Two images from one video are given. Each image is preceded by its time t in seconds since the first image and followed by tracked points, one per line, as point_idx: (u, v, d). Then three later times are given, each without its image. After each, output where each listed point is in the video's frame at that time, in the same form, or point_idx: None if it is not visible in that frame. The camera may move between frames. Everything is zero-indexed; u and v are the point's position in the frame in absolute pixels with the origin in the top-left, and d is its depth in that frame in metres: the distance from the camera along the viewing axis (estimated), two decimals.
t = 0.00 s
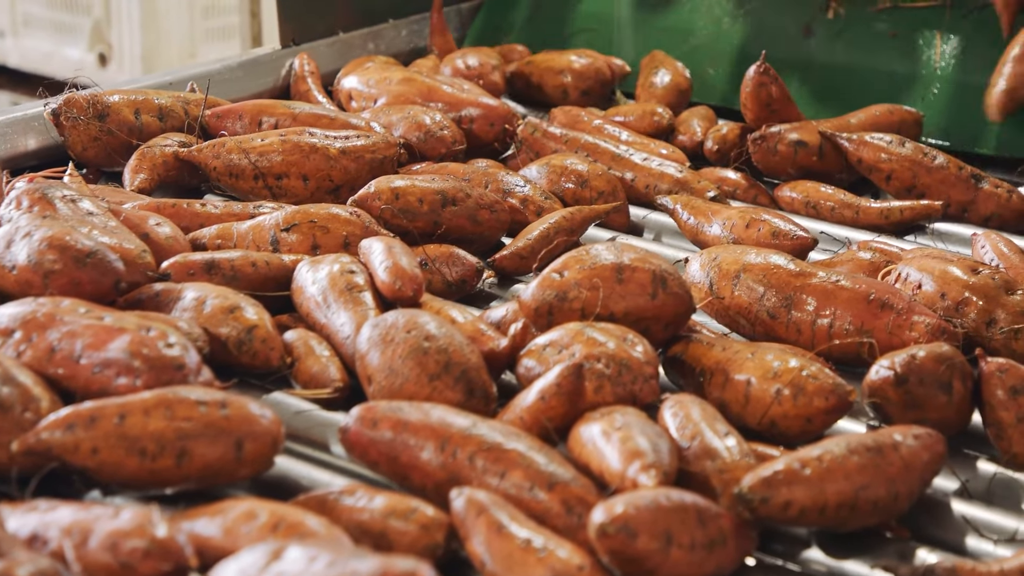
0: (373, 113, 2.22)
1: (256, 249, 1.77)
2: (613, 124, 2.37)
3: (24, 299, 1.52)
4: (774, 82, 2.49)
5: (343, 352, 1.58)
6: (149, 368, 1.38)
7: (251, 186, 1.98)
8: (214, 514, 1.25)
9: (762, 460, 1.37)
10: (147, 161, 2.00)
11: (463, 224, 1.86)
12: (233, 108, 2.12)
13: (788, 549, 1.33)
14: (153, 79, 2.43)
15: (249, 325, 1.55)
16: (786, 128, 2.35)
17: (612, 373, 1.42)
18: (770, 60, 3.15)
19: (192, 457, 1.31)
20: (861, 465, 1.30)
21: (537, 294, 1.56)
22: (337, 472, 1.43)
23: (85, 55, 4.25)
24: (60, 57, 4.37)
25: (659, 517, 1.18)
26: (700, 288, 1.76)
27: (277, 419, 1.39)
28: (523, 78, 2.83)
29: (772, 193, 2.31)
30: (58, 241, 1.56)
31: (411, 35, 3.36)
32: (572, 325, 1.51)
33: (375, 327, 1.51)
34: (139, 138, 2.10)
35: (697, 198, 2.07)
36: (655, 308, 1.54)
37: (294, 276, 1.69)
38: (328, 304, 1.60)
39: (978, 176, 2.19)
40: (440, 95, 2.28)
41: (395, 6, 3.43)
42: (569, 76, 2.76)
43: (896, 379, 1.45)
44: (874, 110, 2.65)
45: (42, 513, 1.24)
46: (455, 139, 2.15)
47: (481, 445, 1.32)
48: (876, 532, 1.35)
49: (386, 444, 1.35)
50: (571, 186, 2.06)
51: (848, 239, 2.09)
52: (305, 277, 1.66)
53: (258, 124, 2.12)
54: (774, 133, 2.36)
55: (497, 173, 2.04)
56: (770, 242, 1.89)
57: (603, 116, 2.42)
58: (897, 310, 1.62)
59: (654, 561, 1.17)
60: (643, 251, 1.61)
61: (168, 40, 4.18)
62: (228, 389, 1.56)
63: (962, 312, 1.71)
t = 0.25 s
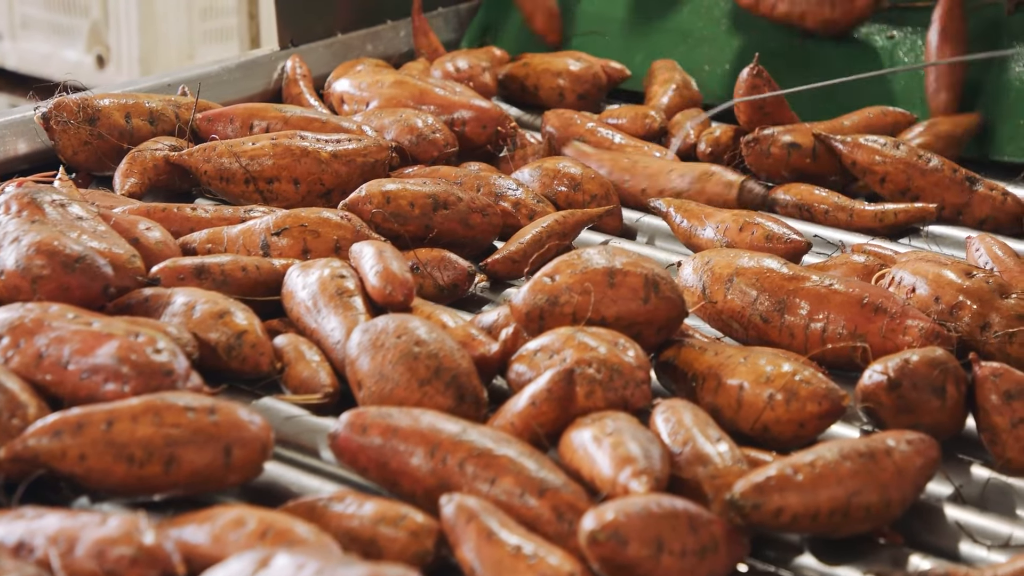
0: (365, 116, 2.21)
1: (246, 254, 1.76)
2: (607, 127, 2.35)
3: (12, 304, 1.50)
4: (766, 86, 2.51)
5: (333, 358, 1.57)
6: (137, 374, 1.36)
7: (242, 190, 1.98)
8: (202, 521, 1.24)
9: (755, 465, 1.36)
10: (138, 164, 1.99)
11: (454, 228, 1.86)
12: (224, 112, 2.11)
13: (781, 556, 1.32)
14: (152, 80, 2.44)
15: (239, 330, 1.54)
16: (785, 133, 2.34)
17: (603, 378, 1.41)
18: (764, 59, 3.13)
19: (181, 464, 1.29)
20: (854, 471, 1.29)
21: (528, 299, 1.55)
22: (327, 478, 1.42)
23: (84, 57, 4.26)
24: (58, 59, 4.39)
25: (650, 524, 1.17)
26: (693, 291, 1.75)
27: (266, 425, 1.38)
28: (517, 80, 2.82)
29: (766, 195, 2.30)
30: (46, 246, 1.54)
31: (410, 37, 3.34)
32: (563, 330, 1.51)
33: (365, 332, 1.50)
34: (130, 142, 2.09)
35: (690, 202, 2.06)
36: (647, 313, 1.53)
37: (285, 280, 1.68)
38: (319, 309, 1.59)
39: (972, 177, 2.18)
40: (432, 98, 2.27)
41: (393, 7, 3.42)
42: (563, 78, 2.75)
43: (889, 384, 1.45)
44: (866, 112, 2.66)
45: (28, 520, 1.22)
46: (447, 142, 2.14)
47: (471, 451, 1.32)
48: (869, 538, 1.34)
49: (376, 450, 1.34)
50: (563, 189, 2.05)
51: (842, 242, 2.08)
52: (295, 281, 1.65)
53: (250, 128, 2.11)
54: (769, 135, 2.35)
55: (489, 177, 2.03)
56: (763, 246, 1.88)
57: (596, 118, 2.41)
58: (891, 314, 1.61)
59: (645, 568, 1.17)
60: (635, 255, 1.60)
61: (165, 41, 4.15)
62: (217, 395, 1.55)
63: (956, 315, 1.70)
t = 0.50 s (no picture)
0: (361, 117, 2.21)
1: (241, 256, 1.75)
2: (604, 129, 2.34)
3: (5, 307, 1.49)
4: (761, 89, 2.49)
5: (328, 361, 1.56)
6: (130, 378, 1.35)
7: (238, 192, 1.97)
8: (194, 526, 1.23)
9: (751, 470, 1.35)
10: (133, 166, 1.99)
11: (450, 230, 1.85)
12: (219, 114, 2.11)
13: (777, 561, 1.31)
14: (153, 80, 2.44)
15: (233, 334, 1.54)
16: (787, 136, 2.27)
17: (599, 381, 1.40)
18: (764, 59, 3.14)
19: (173, 468, 1.28)
20: (850, 476, 1.28)
21: (523, 302, 1.54)
22: (321, 483, 1.41)
23: (85, 57, 4.24)
24: (59, 59, 4.36)
25: (645, 529, 1.16)
26: (690, 294, 1.74)
27: (259, 429, 1.37)
28: (515, 81, 2.81)
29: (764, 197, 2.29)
30: (39, 249, 1.53)
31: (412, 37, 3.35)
32: (558, 334, 1.50)
33: (360, 335, 1.49)
34: (125, 143, 2.09)
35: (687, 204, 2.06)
36: (643, 317, 1.53)
37: (280, 283, 1.67)
38: (313, 312, 1.58)
39: (972, 179, 2.15)
40: (429, 99, 2.27)
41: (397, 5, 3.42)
42: (561, 80, 2.74)
43: (886, 388, 1.44)
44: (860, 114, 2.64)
45: (19, 525, 1.21)
46: (444, 144, 2.14)
47: (466, 456, 1.31)
48: (866, 543, 1.33)
49: (369, 454, 1.33)
50: (560, 191, 2.05)
51: (840, 245, 2.07)
52: (290, 284, 1.65)
53: (245, 130, 2.10)
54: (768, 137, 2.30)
55: (486, 179, 2.02)
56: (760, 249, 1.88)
57: (593, 120, 2.39)
58: (889, 317, 1.60)
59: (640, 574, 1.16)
60: (631, 258, 1.59)
61: (167, 42, 4.16)
62: (211, 398, 1.54)
63: (954, 318, 1.69)
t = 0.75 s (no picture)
0: (358, 118, 2.20)
1: (236, 258, 1.74)
2: (602, 130, 2.32)
3: None
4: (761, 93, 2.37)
5: (323, 364, 1.55)
6: (123, 381, 1.34)
7: (234, 194, 1.96)
8: (187, 531, 1.22)
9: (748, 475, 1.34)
10: (129, 167, 1.98)
11: (447, 232, 1.85)
12: (216, 115, 2.10)
13: (775, 566, 1.31)
14: (155, 80, 2.44)
15: (227, 336, 1.53)
16: (791, 136, 2.22)
17: (595, 385, 1.39)
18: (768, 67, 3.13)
19: (166, 472, 1.28)
20: (847, 481, 1.27)
21: (519, 305, 1.53)
22: (316, 486, 1.40)
23: (87, 56, 4.23)
24: (60, 58, 4.36)
25: (640, 535, 1.15)
26: (687, 297, 1.73)
27: (253, 433, 1.36)
28: (514, 82, 2.80)
29: (762, 199, 2.27)
30: (34, 251, 1.53)
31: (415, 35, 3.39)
32: (554, 337, 1.49)
33: (355, 338, 1.48)
34: (121, 145, 2.08)
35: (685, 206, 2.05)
36: (640, 320, 1.52)
37: (275, 285, 1.66)
38: (309, 315, 1.58)
39: (973, 182, 2.13)
40: (426, 101, 2.26)
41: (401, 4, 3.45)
42: (560, 81, 2.73)
43: (884, 393, 1.43)
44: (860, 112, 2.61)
45: (11, 530, 1.20)
46: (441, 145, 2.13)
47: (461, 460, 1.30)
48: (863, 548, 1.33)
49: (364, 459, 1.32)
50: (558, 193, 2.04)
51: (838, 247, 2.06)
52: (285, 286, 1.64)
53: (242, 131, 2.09)
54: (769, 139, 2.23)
55: (483, 181, 2.01)
56: (759, 251, 1.87)
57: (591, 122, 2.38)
58: (887, 321, 1.59)
59: None
60: (628, 260, 1.59)
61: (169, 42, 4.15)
62: (205, 401, 1.53)
63: (952, 322, 1.68)
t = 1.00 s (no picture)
0: (354, 120, 2.19)
1: (231, 260, 1.74)
2: (599, 132, 2.31)
3: None
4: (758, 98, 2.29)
5: (317, 367, 1.54)
6: (116, 385, 1.34)
7: (229, 196, 1.95)
8: (179, 535, 1.21)
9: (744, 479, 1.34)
10: (123, 169, 1.97)
11: (443, 234, 1.84)
12: (211, 116, 2.09)
13: (771, 570, 1.29)
14: (157, 80, 2.44)
15: (221, 339, 1.52)
16: (789, 136, 2.20)
17: (590, 388, 1.39)
18: (775, 74, 3.17)
19: (158, 476, 1.27)
20: (843, 485, 1.27)
21: (514, 307, 1.53)
22: (309, 490, 1.39)
23: (88, 56, 4.23)
24: (61, 58, 4.35)
25: (634, 539, 1.15)
26: (681, 299, 1.72)
27: (246, 436, 1.35)
28: (510, 83, 2.80)
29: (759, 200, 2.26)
30: (26, 253, 1.52)
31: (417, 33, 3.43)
32: (549, 340, 1.48)
33: (349, 341, 1.47)
34: (116, 146, 2.07)
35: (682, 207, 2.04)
36: (636, 323, 1.51)
37: (269, 288, 1.66)
38: (303, 318, 1.57)
39: (970, 183, 2.11)
40: (422, 102, 2.25)
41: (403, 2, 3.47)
42: (556, 82, 2.72)
43: (880, 396, 1.42)
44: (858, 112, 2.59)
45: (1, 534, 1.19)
46: (437, 146, 2.12)
47: (455, 464, 1.29)
48: (859, 552, 1.32)
49: (357, 462, 1.32)
50: (554, 195, 2.03)
51: (836, 248, 2.04)
52: (279, 289, 1.63)
53: (237, 132, 2.09)
54: (767, 140, 2.22)
55: (479, 182, 2.00)
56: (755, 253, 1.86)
57: (587, 123, 2.37)
58: (884, 323, 1.59)
59: None
60: (624, 263, 1.58)
61: (170, 42, 4.16)
62: (199, 405, 1.52)
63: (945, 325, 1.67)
